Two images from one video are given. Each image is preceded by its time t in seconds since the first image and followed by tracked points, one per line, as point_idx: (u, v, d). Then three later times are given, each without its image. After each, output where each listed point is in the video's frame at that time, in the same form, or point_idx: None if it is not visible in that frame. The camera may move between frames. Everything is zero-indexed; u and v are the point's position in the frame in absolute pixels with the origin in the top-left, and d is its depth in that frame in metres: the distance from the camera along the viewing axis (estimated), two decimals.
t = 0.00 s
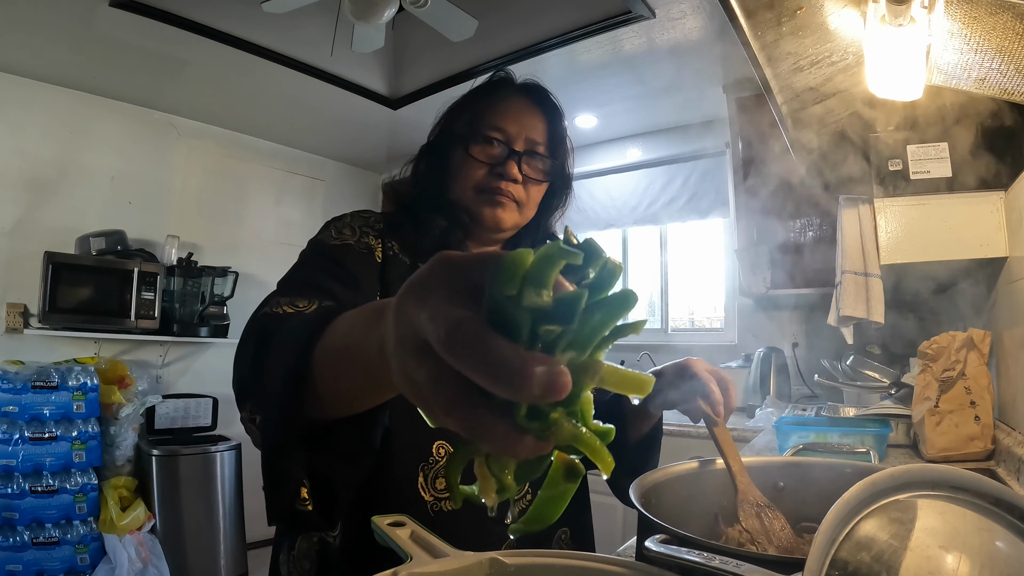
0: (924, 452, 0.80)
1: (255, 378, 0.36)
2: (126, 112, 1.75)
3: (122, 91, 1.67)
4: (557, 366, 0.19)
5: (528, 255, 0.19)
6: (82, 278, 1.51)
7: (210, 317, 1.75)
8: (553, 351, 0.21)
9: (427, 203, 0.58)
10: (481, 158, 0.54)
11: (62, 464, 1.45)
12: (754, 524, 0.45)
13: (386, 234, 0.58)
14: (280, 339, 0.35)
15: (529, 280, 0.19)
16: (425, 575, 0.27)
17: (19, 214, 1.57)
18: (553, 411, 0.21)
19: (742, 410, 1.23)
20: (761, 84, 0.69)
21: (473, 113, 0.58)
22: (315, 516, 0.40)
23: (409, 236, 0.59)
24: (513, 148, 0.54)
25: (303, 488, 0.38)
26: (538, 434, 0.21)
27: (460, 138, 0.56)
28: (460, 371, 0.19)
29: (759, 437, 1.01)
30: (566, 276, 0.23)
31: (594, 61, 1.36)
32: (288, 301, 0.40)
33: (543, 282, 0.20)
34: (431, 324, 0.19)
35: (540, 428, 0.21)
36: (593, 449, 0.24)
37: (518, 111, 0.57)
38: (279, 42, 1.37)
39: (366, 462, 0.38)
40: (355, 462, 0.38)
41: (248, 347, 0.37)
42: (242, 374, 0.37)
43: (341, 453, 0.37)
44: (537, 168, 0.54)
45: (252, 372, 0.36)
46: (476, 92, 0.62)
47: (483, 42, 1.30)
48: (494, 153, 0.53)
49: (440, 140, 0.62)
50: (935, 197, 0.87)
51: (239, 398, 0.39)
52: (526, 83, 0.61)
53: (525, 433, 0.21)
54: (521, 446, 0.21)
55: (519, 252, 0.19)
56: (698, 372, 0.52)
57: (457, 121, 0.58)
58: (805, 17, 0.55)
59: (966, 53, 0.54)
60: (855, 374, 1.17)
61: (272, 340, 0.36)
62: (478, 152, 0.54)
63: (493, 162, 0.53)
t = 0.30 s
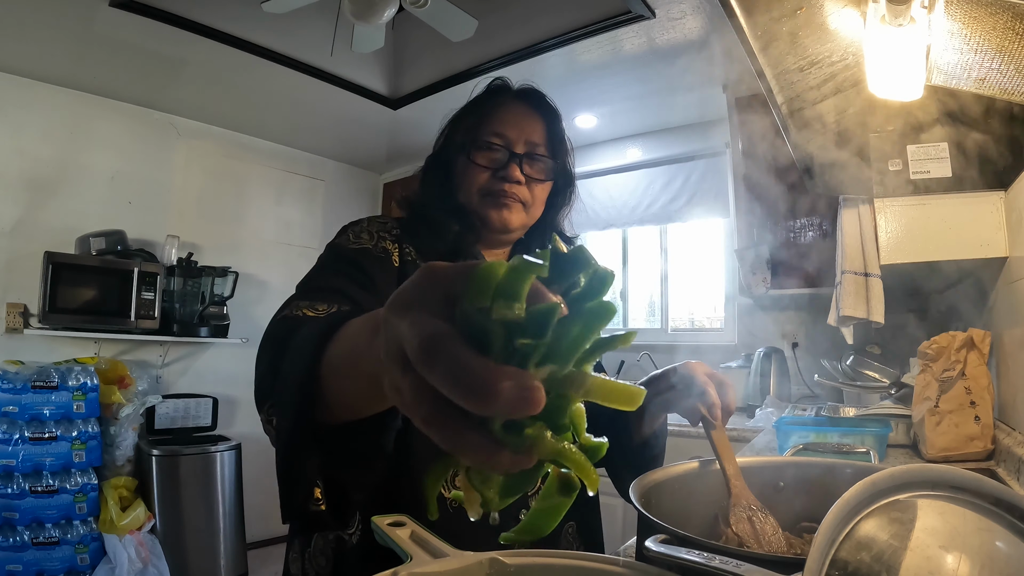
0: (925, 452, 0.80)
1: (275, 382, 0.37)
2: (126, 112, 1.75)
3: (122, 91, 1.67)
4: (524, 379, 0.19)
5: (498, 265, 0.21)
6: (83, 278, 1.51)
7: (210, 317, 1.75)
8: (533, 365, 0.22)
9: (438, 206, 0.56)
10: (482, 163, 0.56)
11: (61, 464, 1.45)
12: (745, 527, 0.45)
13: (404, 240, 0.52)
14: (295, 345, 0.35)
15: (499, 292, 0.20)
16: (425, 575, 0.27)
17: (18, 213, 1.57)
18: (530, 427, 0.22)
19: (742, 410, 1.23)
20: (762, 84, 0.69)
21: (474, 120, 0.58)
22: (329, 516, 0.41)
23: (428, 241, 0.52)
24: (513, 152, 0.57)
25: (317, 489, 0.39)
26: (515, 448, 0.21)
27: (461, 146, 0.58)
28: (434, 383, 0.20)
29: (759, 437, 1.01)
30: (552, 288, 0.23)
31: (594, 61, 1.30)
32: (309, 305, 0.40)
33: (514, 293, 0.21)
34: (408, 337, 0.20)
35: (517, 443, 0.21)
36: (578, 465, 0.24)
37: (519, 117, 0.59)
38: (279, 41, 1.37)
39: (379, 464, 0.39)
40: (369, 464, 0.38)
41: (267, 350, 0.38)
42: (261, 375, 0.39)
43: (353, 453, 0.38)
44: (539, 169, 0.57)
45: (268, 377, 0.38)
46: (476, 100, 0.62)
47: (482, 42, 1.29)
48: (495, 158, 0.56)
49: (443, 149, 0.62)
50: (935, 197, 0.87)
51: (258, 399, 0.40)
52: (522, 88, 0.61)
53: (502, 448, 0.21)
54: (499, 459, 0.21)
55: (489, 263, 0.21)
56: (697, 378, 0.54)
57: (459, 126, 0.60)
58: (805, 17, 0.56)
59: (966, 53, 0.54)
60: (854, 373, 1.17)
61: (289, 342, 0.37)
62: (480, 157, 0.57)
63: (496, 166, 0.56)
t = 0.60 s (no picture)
0: (925, 452, 0.80)
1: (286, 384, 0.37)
2: (126, 112, 1.74)
3: (122, 91, 1.66)
4: (542, 398, 0.19)
5: (516, 284, 0.20)
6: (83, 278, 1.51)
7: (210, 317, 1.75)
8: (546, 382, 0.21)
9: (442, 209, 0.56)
10: (486, 164, 0.56)
11: (61, 464, 1.45)
12: (752, 530, 0.45)
13: (409, 241, 0.53)
14: (310, 349, 0.35)
15: (516, 311, 0.19)
16: (425, 575, 0.27)
17: (18, 213, 1.56)
18: (545, 441, 0.22)
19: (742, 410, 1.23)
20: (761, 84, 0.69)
21: (475, 123, 0.59)
22: (343, 519, 0.40)
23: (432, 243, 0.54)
24: (516, 151, 0.56)
25: (330, 490, 0.38)
26: (529, 462, 0.21)
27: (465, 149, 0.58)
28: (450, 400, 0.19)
29: (759, 437, 1.01)
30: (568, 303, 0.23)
31: (595, 61, 1.33)
32: (320, 307, 0.40)
33: (532, 312, 0.20)
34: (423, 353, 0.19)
35: (530, 458, 0.21)
36: (589, 475, 0.24)
37: (520, 118, 0.60)
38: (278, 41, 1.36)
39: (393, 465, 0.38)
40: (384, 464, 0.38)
41: (279, 350, 0.38)
42: (273, 377, 0.38)
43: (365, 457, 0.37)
44: (541, 168, 0.57)
45: (282, 377, 0.37)
46: (479, 104, 0.62)
47: (482, 42, 1.30)
48: (498, 158, 0.56)
49: (447, 155, 0.62)
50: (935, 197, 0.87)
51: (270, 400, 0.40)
52: (523, 90, 0.63)
53: (517, 461, 0.21)
54: (513, 472, 0.21)
55: (508, 281, 0.20)
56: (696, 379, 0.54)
57: (461, 130, 0.61)
58: (804, 17, 0.55)
59: (967, 53, 0.54)
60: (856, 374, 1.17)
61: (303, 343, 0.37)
62: (484, 158, 0.56)
63: (499, 166, 0.55)
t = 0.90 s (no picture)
0: (924, 452, 0.80)
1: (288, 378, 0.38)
2: (126, 113, 1.75)
3: (122, 91, 1.67)
4: (529, 377, 0.19)
5: (502, 261, 0.20)
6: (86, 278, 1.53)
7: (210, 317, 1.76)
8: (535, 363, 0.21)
9: (447, 210, 0.55)
10: (490, 165, 0.57)
11: (61, 464, 1.45)
12: (751, 530, 0.44)
13: (414, 242, 0.52)
14: (309, 345, 0.35)
15: (504, 287, 0.20)
16: (425, 575, 0.27)
17: (18, 214, 1.57)
18: (533, 424, 0.22)
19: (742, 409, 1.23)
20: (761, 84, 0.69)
21: (480, 125, 0.59)
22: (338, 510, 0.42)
23: (436, 244, 0.52)
24: (520, 153, 0.57)
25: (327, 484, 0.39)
26: (518, 446, 0.22)
27: (469, 150, 0.58)
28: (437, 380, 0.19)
29: (759, 437, 1.01)
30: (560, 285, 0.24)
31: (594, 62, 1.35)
32: (322, 304, 0.41)
33: (517, 289, 0.20)
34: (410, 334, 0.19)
35: (519, 441, 0.22)
36: (580, 461, 0.24)
37: (523, 119, 0.60)
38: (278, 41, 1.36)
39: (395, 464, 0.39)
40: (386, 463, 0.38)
41: (282, 346, 0.39)
42: (277, 372, 0.39)
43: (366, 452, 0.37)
44: (546, 170, 0.58)
45: (284, 371, 0.38)
46: (484, 104, 0.62)
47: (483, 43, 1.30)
48: (502, 159, 0.57)
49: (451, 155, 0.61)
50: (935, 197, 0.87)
51: (273, 393, 0.40)
52: (527, 92, 0.62)
53: (505, 444, 0.22)
54: (501, 457, 0.22)
55: (493, 257, 0.20)
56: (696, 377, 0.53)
57: (464, 132, 0.60)
58: (805, 17, 0.55)
59: (966, 53, 0.54)
60: (855, 373, 1.16)
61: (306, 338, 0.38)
62: (488, 159, 0.57)
63: (503, 167, 0.56)
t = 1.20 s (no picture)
0: (924, 452, 0.80)
1: (285, 374, 0.38)
2: (126, 113, 1.74)
3: (122, 91, 1.66)
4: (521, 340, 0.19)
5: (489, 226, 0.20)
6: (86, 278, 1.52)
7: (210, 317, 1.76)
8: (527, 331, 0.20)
9: (448, 212, 0.57)
10: (493, 168, 0.55)
11: (61, 464, 1.45)
12: (751, 529, 0.44)
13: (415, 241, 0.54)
14: (308, 337, 0.35)
15: (492, 254, 0.20)
16: (426, 575, 0.27)
17: (18, 214, 1.57)
18: (527, 394, 0.21)
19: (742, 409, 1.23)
20: (761, 85, 0.70)
21: (484, 126, 0.60)
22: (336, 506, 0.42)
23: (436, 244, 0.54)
24: (523, 156, 0.56)
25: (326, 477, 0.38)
26: (514, 418, 0.20)
27: (472, 152, 0.58)
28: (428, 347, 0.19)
29: (759, 437, 1.01)
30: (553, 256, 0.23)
31: (595, 62, 1.31)
32: (321, 300, 0.41)
33: (506, 254, 0.20)
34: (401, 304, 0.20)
35: (517, 412, 0.20)
36: (576, 437, 0.22)
37: (527, 120, 0.60)
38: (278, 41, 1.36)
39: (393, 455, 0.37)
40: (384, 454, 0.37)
41: (279, 344, 0.39)
42: (274, 369, 0.39)
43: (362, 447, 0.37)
44: (548, 173, 0.57)
45: (281, 367, 0.38)
46: (489, 104, 0.63)
47: (483, 44, 1.30)
48: (504, 162, 0.55)
49: (453, 156, 0.63)
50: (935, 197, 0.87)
51: (269, 390, 0.41)
52: (531, 94, 0.63)
53: (502, 417, 0.20)
54: (498, 430, 0.20)
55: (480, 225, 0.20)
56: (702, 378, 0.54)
57: (468, 134, 0.62)
58: (805, 17, 0.55)
59: (966, 53, 0.54)
60: (855, 374, 1.16)
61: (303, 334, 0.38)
62: (490, 162, 0.56)
63: (505, 170, 0.55)
